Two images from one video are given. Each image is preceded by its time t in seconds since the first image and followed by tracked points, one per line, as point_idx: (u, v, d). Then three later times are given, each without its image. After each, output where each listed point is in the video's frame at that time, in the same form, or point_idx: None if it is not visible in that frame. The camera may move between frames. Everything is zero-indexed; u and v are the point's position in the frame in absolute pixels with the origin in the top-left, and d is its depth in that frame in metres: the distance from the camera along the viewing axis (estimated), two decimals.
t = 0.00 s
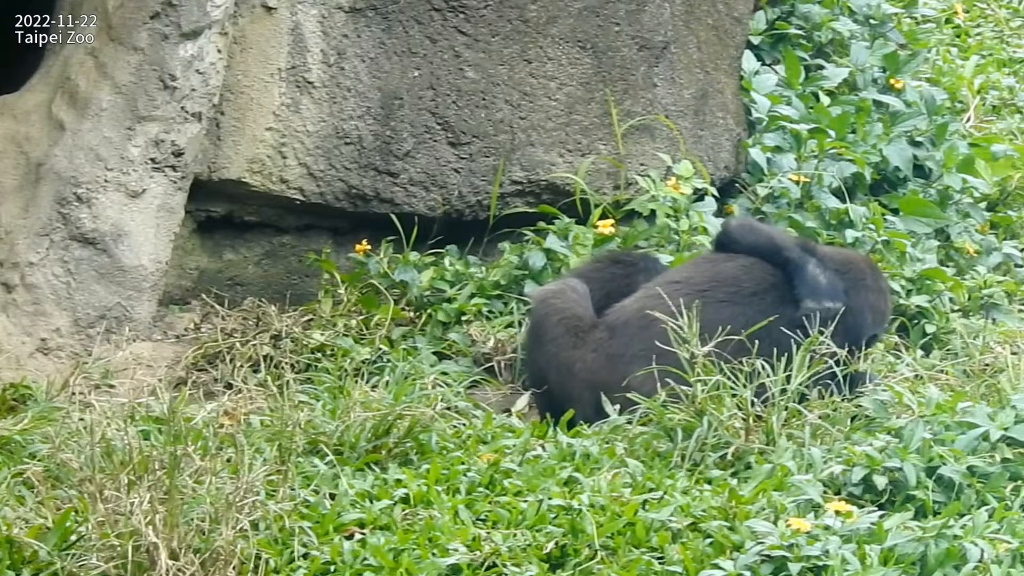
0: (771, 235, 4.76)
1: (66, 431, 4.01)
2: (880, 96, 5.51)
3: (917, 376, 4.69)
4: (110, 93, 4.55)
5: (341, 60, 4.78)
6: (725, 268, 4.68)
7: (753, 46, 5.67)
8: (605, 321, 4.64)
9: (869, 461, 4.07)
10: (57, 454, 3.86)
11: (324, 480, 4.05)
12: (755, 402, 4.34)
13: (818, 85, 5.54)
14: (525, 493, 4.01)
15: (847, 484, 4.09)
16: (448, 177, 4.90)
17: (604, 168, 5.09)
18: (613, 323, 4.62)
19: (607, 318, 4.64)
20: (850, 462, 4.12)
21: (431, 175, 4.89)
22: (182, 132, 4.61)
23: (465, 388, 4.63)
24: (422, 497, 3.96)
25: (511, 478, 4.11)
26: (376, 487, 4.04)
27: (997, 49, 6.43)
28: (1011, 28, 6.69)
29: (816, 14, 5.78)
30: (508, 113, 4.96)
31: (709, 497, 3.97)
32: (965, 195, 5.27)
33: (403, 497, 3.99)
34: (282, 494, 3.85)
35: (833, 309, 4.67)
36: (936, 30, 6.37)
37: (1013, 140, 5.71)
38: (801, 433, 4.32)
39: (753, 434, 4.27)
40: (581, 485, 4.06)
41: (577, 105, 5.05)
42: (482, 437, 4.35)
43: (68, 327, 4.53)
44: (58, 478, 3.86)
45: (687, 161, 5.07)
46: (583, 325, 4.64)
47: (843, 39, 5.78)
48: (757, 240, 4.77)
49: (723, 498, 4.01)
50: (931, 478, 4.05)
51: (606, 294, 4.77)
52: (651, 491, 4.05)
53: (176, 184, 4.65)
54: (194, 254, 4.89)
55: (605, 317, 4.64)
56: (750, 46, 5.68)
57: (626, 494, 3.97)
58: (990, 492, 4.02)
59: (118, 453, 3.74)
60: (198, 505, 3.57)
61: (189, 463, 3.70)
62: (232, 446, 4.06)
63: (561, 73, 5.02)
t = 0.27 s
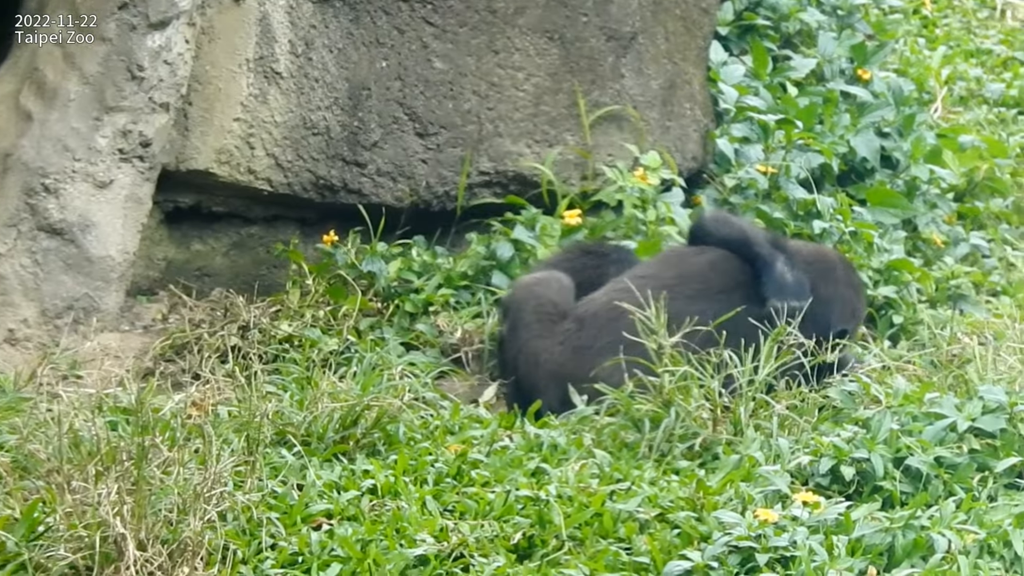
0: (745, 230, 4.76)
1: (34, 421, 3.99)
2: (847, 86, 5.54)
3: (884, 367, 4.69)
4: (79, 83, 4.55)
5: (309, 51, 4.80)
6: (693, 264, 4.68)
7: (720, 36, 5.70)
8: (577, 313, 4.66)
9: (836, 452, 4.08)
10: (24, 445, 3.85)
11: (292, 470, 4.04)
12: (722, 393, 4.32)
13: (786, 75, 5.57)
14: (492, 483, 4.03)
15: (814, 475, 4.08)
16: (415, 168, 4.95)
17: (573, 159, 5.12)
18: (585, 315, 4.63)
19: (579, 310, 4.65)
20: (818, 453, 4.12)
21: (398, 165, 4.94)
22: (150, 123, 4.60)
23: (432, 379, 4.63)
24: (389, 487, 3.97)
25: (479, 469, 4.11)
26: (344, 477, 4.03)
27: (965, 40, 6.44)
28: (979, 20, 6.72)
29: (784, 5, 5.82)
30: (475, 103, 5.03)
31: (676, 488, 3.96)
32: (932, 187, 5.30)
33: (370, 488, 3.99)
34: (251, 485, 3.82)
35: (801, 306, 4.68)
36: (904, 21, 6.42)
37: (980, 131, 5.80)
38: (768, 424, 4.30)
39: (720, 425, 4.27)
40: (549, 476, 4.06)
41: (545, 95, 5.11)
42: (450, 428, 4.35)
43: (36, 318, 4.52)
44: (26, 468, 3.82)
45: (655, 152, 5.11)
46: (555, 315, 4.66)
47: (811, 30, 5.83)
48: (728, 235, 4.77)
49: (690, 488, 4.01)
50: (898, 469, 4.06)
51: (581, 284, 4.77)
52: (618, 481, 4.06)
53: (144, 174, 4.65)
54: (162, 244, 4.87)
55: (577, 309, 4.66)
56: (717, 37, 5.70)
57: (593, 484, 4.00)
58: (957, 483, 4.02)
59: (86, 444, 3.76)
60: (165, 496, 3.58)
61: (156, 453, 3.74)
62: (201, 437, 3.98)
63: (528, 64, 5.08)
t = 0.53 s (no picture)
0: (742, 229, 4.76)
1: None
2: (814, 77, 5.64)
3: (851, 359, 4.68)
4: (45, 74, 4.51)
5: (275, 41, 4.80)
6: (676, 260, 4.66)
7: (687, 27, 5.79)
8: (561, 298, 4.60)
9: (803, 443, 4.02)
10: None
11: (258, 461, 4.02)
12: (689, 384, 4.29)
13: (752, 66, 5.66)
14: (459, 475, 3.97)
15: (781, 466, 4.02)
16: (382, 159, 4.96)
17: (539, 150, 5.15)
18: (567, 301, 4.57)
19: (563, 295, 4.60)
20: (784, 444, 4.06)
21: (365, 156, 4.95)
22: (117, 113, 4.59)
23: (398, 370, 4.61)
24: (355, 479, 3.94)
25: (446, 459, 4.06)
26: (311, 468, 4.00)
27: (932, 32, 6.58)
28: (945, 10, 6.86)
29: None
30: (442, 94, 5.03)
31: (643, 480, 3.91)
32: (898, 177, 5.38)
33: (337, 479, 3.96)
34: (217, 475, 3.82)
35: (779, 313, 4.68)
36: (871, 11, 6.64)
37: (946, 122, 5.90)
38: (735, 415, 4.28)
39: (687, 416, 4.23)
40: (516, 467, 3.99)
41: (511, 86, 5.13)
42: (417, 418, 4.32)
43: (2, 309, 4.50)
44: None
45: (621, 142, 5.12)
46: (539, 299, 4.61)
47: (778, 20, 5.93)
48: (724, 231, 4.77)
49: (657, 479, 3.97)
50: (865, 460, 4.00)
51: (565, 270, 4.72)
52: (585, 472, 4.00)
53: (111, 165, 4.64)
54: (129, 234, 4.87)
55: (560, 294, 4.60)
56: (684, 27, 5.79)
57: (561, 475, 3.95)
58: (924, 475, 3.97)
59: (52, 435, 3.70)
60: (131, 486, 3.54)
61: (122, 444, 3.67)
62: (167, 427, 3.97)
63: (495, 55, 5.10)
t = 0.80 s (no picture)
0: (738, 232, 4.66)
1: None
2: (781, 67, 5.70)
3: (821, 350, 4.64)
4: (12, 65, 4.52)
5: (242, 32, 4.79)
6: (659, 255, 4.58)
7: (655, 18, 5.85)
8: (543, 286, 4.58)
9: (769, 433, 3.96)
10: None
11: (224, 451, 4.01)
12: (656, 373, 4.29)
13: (719, 57, 5.71)
14: (426, 464, 3.95)
15: (748, 456, 3.96)
16: (349, 149, 4.96)
17: (506, 141, 5.14)
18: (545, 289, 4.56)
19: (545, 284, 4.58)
20: (751, 434, 4.01)
21: (332, 146, 4.95)
22: (83, 104, 4.60)
23: (366, 361, 4.61)
24: (321, 469, 3.91)
25: (413, 449, 4.05)
26: (278, 458, 3.98)
27: (899, 22, 6.74)
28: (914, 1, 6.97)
29: None
30: (409, 84, 5.02)
31: (610, 470, 3.87)
32: (866, 167, 5.44)
33: (304, 469, 3.94)
34: (183, 465, 3.80)
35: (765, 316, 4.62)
36: (838, 4, 6.83)
37: (913, 112, 6.00)
38: (702, 405, 4.24)
39: (654, 406, 4.21)
40: (483, 457, 3.98)
41: (478, 76, 5.13)
42: (384, 409, 4.29)
43: None
44: None
45: (588, 133, 5.12)
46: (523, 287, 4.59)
47: (745, 11, 6.02)
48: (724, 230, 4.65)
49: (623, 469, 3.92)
50: (832, 451, 3.95)
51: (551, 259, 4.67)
52: (551, 463, 3.97)
53: (77, 156, 4.64)
54: (95, 225, 4.89)
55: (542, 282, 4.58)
56: (652, 18, 5.85)
57: (528, 466, 3.91)
58: (891, 465, 3.91)
59: (19, 425, 3.61)
60: (99, 476, 3.49)
61: (89, 436, 3.63)
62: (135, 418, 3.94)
63: (462, 45, 5.09)
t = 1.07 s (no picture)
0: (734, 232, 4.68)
1: None
2: (748, 57, 5.75)
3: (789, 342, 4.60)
4: None
5: (209, 22, 4.79)
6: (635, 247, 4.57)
7: (622, 7, 5.86)
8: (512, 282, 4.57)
9: (736, 423, 3.90)
10: None
11: (193, 441, 3.97)
12: (623, 363, 4.26)
13: (687, 47, 5.74)
14: (393, 455, 3.91)
15: (715, 446, 3.91)
16: (316, 139, 4.96)
17: (473, 130, 5.17)
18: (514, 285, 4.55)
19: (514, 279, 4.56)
20: (718, 424, 3.95)
21: (298, 136, 4.95)
22: (50, 94, 4.56)
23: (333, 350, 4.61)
24: (289, 459, 3.87)
25: (380, 439, 4.00)
26: (245, 448, 3.94)
27: (866, 12, 6.81)
28: None
29: None
30: (377, 74, 5.02)
31: (577, 459, 3.83)
32: (833, 157, 5.51)
33: (271, 459, 3.89)
34: (150, 454, 3.75)
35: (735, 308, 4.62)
36: None
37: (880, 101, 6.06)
38: (669, 395, 4.23)
39: (621, 396, 4.19)
40: (450, 446, 3.95)
41: (445, 66, 5.14)
42: (350, 399, 4.27)
43: None
44: None
45: (555, 123, 5.17)
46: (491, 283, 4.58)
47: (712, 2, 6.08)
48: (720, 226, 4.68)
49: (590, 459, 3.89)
50: (799, 440, 3.89)
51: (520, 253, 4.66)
52: (519, 453, 3.94)
53: (43, 145, 4.61)
54: (62, 215, 4.88)
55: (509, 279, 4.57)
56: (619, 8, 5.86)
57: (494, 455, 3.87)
58: (858, 455, 3.86)
59: None
60: (65, 467, 3.40)
61: (56, 425, 3.52)
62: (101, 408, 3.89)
63: (429, 35, 5.10)
